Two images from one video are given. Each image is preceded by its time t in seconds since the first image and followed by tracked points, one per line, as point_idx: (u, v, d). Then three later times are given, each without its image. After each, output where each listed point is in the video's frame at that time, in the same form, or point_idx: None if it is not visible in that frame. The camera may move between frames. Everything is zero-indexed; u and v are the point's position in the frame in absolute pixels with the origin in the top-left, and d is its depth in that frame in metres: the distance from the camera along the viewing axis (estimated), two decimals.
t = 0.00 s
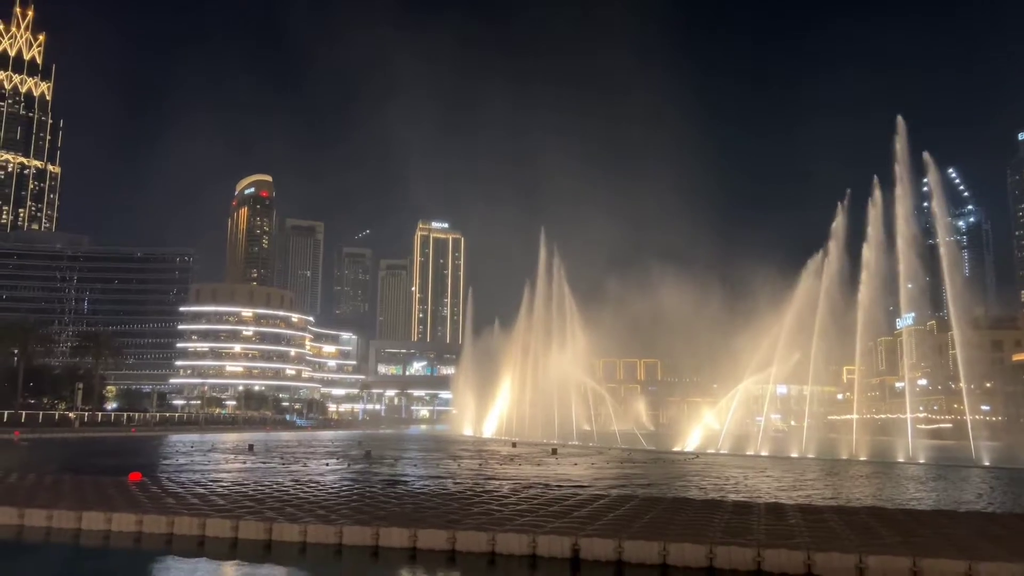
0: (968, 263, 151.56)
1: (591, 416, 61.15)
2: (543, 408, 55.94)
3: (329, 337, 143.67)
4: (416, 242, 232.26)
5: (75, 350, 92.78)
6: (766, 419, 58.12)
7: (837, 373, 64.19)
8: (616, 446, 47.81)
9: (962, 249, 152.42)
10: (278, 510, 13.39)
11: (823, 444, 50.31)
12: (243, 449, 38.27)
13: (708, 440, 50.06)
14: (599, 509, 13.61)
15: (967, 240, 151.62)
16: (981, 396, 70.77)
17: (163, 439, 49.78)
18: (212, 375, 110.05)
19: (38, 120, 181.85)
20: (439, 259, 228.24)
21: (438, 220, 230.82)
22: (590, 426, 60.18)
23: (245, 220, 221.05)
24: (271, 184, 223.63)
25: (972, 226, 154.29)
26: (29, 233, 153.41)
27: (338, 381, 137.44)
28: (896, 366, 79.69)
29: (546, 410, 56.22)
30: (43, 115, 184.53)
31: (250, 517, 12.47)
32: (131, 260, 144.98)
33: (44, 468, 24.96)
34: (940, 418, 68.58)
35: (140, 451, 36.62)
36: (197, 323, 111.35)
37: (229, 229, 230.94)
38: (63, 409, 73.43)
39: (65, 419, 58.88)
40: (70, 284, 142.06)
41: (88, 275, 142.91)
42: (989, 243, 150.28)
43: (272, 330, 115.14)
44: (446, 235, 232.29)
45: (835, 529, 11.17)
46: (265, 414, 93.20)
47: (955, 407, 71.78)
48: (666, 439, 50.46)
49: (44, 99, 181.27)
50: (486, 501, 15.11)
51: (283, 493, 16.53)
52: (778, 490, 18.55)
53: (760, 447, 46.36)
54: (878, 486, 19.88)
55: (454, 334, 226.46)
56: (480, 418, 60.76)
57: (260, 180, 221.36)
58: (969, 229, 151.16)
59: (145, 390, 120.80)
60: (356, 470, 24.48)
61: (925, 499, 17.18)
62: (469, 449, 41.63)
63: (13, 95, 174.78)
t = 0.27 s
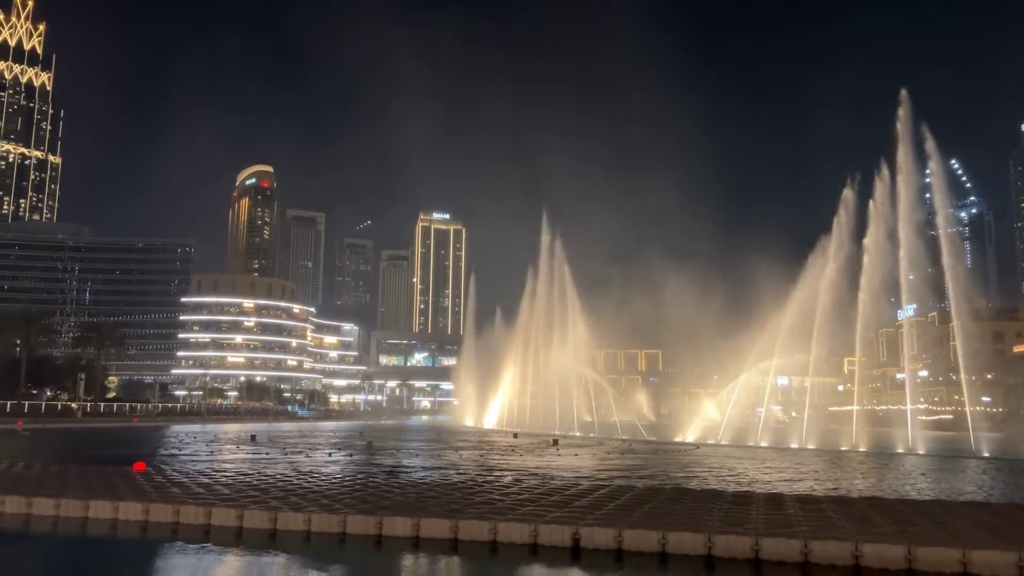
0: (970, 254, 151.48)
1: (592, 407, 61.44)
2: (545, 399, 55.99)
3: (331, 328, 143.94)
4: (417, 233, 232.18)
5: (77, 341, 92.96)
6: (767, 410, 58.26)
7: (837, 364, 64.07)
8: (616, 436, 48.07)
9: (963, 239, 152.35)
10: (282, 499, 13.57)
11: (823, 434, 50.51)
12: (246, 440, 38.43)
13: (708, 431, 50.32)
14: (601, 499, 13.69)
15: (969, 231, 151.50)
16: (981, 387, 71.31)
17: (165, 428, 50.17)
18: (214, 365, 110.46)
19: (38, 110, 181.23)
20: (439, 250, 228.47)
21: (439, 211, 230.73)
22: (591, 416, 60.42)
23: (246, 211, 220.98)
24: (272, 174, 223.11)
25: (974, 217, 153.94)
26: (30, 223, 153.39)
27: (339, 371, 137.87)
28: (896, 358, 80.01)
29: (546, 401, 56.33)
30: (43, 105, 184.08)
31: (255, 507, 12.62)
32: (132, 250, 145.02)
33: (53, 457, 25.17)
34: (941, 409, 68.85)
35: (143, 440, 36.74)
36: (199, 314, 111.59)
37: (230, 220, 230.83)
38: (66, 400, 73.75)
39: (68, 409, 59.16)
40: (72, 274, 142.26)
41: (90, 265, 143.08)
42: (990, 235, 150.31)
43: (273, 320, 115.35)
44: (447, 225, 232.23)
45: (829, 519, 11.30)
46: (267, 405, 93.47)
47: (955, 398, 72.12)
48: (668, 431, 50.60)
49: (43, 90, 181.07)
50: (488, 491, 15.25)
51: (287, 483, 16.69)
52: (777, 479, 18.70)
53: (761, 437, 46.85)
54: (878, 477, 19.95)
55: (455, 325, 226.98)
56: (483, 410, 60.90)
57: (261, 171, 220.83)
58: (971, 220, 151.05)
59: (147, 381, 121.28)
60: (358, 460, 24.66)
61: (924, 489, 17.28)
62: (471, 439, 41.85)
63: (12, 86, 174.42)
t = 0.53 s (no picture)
0: (968, 251, 151.57)
1: (591, 405, 61.55)
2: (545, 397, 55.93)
3: (330, 327, 143.98)
4: (416, 232, 232.17)
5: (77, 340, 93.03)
6: (766, 407, 58.32)
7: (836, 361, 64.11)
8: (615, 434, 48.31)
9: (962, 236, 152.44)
10: (284, 497, 13.67)
11: (821, 431, 50.61)
12: (246, 439, 38.39)
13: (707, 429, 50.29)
14: (600, 496, 13.79)
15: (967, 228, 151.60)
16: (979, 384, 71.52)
17: (164, 428, 50.32)
18: (213, 364, 110.56)
19: (37, 109, 181.11)
20: (438, 248, 228.55)
21: (438, 209, 230.77)
22: (591, 414, 60.52)
23: (245, 210, 220.99)
24: (271, 173, 223.40)
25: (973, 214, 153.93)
26: (29, 223, 153.38)
27: (339, 370, 137.89)
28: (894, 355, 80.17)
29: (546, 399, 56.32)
30: (42, 105, 184.03)
31: (258, 505, 12.72)
32: (131, 250, 145.00)
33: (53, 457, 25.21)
34: (939, 406, 68.98)
35: (143, 440, 36.73)
36: (198, 313, 111.69)
37: (229, 219, 230.83)
38: (66, 400, 73.78)
39: (68, 409, 59.26)
40: (71, 274, 142.31)
41: (89, 264, 143.11)
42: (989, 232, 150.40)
43: (272, 319, 115.43)
44: (446, 224, 232.29)
45: (826, 514, 11.41)
46: (266, 403, 93.52)
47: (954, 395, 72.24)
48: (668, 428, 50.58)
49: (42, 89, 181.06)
50: (489, 488, 15.33)
51: (289, 482, 16.78)
52: (775, 476, 18.79)
53: (760, 435, 46.92)
54: (877, 474, 20.02)
55: (454, 324, 226.95)
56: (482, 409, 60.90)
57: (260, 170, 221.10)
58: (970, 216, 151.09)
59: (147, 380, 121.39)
60: (358, 459, 24.73)
61: (921, 486, 17.36)
62: (470, 437, 42.02)
63: (10, 86, 174.26)
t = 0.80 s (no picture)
0: (970, 242, 151.39)
1: (592, 395, 61.80)
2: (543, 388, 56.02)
3: (331, 318, 144.14)
4: (416, 222, 232.02)
5: (78, 332, 93.19)
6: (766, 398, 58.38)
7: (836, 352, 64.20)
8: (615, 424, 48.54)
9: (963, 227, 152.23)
10: (288, 486, 13.83)
11: (820, 422, 50.75)
12: (249, 429, 38.55)
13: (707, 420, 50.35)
14: (601, 485, 13.93)
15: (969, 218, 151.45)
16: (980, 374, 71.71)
17: (166, 418, 50.62)
18: (215, 355, 110.78)
19: (36, 100, 180.69)
20: (439, 239, 228.51)
21: (438, 200, 230.50)
22: (591, 404, 60.71)
23: (245, 201, 220.84)
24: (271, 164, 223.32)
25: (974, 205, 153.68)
26: (30, 214, 153.37)
27: (340, 360, 138.16)
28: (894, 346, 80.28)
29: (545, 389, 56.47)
30: (41, 95, 183.64)
31: (262, 493, 12.91)
32: (132, 241, 144.97)
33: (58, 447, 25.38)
34: (938, 396, 69.15)
35: (146, 431, 36.89)
36: (199, 304, 111.87)
37: (229, 210, 230.74)
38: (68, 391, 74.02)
39: (70, 399, 59.50)
40: (72, 265, 142.40)
41: (89, 255, 143.19)
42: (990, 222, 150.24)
43: (273, 311, 115.59)
44: (446, 215, 232.15)
45: (822, 503, 11.56)
46: (268, 394, 93.84)
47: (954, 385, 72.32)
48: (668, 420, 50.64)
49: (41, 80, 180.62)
50: (490, 478, 15.47)
51: (292, 471, 16.96)
52: (775, 467, 18.91)
53: (759, 426, 47.07)
54: (876, 464, 20.12)
55: (455, 314, 227.09)
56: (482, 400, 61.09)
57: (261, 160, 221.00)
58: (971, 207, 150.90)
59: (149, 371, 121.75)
60: (360, 449, 24.89)
61: (920, 476, 17.46)
62: (471, 427, 42.07)
63: (10, 76, 173.74)
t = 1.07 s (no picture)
0: (970, 229, 151.47)
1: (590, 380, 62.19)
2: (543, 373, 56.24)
3: (331, 304, 144.33)
4: (416, 208, 231.80)
5: (78, 316, 93.24)
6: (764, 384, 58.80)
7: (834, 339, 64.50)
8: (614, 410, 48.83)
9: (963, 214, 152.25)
10: (290, 470, 14.02)
11: (818, 408, 51.14)
12: (250, 414, 38.71)
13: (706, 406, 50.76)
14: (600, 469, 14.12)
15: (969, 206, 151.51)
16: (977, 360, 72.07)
17: (166, 402, 50.91)
18: (214, 340, 110.93)
19: (35, 84, 179.89)
20: (438, 225, 228.42)
21: (438, 185, 230.18)
22: (590, 389, 61.06)
23: (245, 186, 220.42)
24: (271, 149, 223.07)
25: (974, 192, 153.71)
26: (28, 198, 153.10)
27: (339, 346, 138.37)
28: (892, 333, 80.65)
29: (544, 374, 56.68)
30: (39, 79, 182.87)
31: (265, 476, 13.09)
32: (131, 226, 144.85)
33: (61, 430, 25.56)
34: (936, 382, 69.59)
35: (147, 415, 37.08)
36: (199, 289, 112.00)
37: (228, 195, 230.36)
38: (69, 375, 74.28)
39: (72, 383, 59.78)
40: (71, 250, 142.34)
41: (88, 240, 143.09)
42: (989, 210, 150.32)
43: (273, 296, 115.73)
44: (445, 200, 231.84)
45: (818, 488, 11.72)
46: (267, 379, 94.19)
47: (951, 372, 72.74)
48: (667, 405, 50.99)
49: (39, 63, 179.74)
50: (490, 462, 15.65)
51: (294, 455, 17.15)
52: (772, 452, 19.11)
53: (758, 412, 47.51)
54: (873, 450, 20.33)
55: (455, 300, 227.25)
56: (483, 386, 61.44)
57: (259, 145, 220.52)
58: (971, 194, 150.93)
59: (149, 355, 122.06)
60: (360, 433, 25.08)
61: (916, 462, 17.65)
62: (471, 412, 42.36)
63: (7, 59, 172.88)
